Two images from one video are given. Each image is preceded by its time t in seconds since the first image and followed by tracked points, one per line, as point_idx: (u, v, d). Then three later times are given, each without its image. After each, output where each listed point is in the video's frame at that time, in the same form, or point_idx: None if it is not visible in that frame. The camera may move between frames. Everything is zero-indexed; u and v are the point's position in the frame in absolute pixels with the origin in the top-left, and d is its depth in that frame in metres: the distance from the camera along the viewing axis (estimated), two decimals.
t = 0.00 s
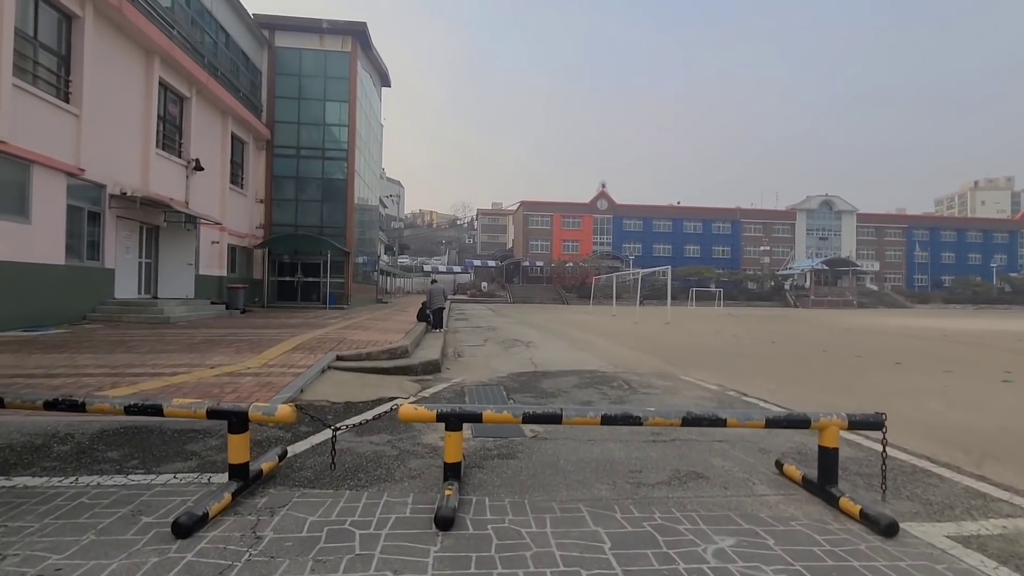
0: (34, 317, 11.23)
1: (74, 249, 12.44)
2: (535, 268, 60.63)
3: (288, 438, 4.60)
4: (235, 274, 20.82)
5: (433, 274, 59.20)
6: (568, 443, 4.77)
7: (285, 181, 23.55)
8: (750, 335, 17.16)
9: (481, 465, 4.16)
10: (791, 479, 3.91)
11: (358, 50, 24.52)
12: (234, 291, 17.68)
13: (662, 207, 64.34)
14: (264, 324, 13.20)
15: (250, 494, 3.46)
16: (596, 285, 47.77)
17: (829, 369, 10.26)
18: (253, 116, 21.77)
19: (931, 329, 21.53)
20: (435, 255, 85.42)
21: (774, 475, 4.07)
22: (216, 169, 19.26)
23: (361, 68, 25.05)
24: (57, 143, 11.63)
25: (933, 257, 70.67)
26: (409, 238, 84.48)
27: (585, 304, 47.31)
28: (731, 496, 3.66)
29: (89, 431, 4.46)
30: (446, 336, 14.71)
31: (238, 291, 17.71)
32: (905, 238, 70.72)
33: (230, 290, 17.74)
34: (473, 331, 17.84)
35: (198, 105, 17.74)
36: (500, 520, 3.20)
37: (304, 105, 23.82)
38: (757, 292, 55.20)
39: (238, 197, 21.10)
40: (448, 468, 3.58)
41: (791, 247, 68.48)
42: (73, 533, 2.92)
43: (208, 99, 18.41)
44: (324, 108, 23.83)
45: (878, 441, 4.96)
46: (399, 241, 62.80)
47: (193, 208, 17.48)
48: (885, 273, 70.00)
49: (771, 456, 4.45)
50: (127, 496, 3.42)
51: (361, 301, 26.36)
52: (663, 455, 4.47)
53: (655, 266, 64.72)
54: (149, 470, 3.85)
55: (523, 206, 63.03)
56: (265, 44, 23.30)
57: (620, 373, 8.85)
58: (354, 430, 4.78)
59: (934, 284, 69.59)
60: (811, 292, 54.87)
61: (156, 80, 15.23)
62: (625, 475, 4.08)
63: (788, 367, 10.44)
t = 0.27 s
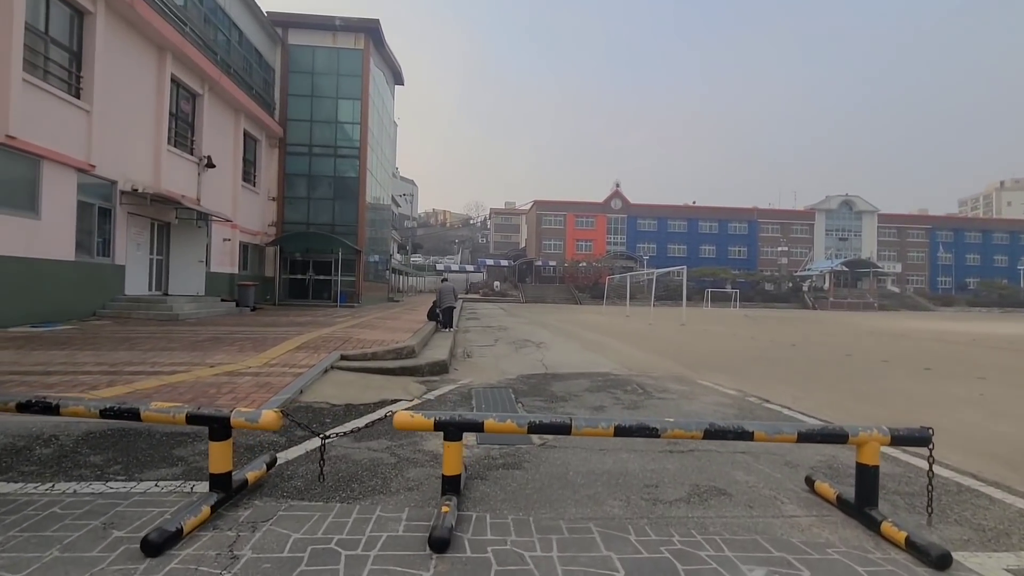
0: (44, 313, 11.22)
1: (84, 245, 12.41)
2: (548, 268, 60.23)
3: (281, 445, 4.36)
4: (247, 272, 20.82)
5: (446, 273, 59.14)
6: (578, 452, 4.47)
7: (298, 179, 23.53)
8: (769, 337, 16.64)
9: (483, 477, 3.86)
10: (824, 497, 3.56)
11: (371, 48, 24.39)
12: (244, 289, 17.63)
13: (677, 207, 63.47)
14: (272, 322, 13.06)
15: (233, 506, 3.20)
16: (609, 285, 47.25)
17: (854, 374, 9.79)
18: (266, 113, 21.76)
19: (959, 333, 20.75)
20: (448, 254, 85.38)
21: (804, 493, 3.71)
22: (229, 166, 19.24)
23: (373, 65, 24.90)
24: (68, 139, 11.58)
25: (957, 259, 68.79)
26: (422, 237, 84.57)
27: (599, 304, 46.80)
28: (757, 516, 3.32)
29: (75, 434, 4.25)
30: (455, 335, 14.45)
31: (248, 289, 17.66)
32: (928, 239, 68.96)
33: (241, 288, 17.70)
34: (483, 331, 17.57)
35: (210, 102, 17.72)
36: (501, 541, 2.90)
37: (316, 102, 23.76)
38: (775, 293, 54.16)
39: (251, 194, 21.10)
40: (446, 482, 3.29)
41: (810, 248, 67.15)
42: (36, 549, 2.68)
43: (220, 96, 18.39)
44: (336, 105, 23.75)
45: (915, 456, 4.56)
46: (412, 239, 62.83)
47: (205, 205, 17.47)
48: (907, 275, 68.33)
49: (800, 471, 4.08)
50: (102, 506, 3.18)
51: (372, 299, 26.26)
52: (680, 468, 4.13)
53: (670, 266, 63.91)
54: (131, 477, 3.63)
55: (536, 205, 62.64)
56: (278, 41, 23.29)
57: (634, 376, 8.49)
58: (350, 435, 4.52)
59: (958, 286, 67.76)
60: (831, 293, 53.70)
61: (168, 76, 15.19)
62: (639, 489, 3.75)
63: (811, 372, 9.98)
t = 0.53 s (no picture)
0: (39, 314, 11.04)
1: (79, 244, 12.21)
2: (551, 268, 59.94)
3: (264, 457, 4.09)
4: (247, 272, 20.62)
5: (449, 273, 58.96)
6: (582, 465, 4.18)
7: (299, 178, 23.33)
8: (776, 338, 16.30)
9: (480, 493, 3.59)
10: (850, 518, 3.26)
11: (372, 46, 24.17)
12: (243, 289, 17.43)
13: (681, 206, 63.05)
14: (269, 323, 12.81)
15: (204, 528, 2.94)
16: (613, 285, 46.91)
17: (867, 378, 9.45)
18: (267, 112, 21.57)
19: (970, 334, 20.33)
20: (451, 254, 85.13)
21: (827, 512, 3.42)
22: (228, 165, 19.05)
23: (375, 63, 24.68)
24: (62, 137, 11.38)
25: (966, 259, 68.08)
26: (425, 237, 84.38)
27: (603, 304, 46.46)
28: (778, 541, 3.02)
29: (45, 445, 3.99)
30: (456, 337, 14.18)
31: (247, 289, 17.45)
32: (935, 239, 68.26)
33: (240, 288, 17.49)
34: (485, 332, 17.29)
35: (209, 100, 17.53)
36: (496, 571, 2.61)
37: (317, 101, 23.55)
38: (780, 294, 53.65)
39: (251, 194, 20.91)
40: (436, 502, 3.01)
41: (816, 248, 66.56)
42: None
43: (220, 94, 18.20)
44: (337, 104, 23.54)
45: (944, 470, 4.25)
46: (416, 239, 62.67)
47: (204, 205, 17.27)
48: (914, 275, 67.67)
49: (821, 487, 3.78)
50: (62, 527, 2.91)
51: (374, 300, 26.03)
52: (692, 484, 3.83)
53: (674, 267, 63.47)
54: (99, 493, 3.36)
55: (539, 205, 62.31)
56: (279, 40, 23.10)
57: (639, 379, 8.19)
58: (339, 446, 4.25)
59: (967, 286, 67.04)
60: (837, 294, 53.17)
61: (166, 74, 14.99)
62: (648, 508, 3.46)
63: (822, 375, 9.65)
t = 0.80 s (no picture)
0: (31, 312, 10.84)
1: (74, 242, 12.01)
2: (555, 267, 59.61)
3: (243, 465, 3.83)
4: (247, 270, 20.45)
5: (452, 272, 58.72)
6: (583, 474, 3.91)
7: (299, 176, 23.13)
8: (783, 338, 15.99)
9: (472, 506, 3.33)
10: (876, 537, 2.99)
11: (374, 42, 23.94)
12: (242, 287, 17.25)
13: (685, 206, 62.59)
14: (266, 322, 12.59)
15: (166, 545, 2.67)
16: (617, 285, 46.58)
17: (880, 380, 9.14)
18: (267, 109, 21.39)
19: (980, 335, 19.94)
20: (454, 254, 84.91)
21: (851, 529, 3.14)
22: (228, 163, 18.85)
23: (376, 60, 24.45)
24: (56, 132, 11.18)
25: (973, 259, 67.36)
26: (428, 236, 84.20)
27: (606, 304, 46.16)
28: (799, 563, 2.74)
29: (10, 451, 3.75)
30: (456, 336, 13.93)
31: (246, 287, 17.27)
32: (943, 238, 67.61)
33: (239, 286, 17.30)
34: (486, 331, 17.04)
35: (209, 97, 17.33)
36: None
37: (318, 98, 23.35)
38: (786, 294, 53.19)
39: (252, 191, 20.73)
40: (421, 519, 2.74)
41: (822, 247, 65.98)
42: None
43: (220, 91, 18.00)
44: (338, 101, 23.32)
45: (974, 482, 3.95)
46: (418, 238, 62.46)
47: (204, 202, 17.09)
48: (921, 275, 67.03)
49: (844, 503, 3.49)
50: (11, 545, 2.65)
51: (375, 298, 25.83)
52: (701, 496, 3.55)
53: (678, 266, 63.04)
54: (59, 504, 3.11)
55: (543, 204, 61.99)
56: (280, 36, 22.91)
57: (643, 381, 7.92)
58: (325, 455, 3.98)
59: (975, 287, 66.40)
60: (844, 294, 52.64)
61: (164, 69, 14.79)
62: (653, 522, 3.19)
63: (832, 377, 9.34)
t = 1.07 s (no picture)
0: (35, 308, 10.77)
1: (81, 238, 11.95)
2: (566, 268, 59.23)
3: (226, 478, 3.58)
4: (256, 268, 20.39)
5: (463, 272, 58.61)
6: (590, 495, 3.59)
7: (310, 174, 23.06)
8: (801, 345, 15.48)
9: (468, 530, 3.03)
10: None
11: (386, 40, 23.80)
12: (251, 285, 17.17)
13: (700, 207, 61.80)
14: (272, 321, 12.44)
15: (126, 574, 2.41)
16: (629, 287, 46.06)
17: (907, 391, 8.67)
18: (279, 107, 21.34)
19: (1008, 343, 19.21)
20: (465, 254, 84.85)
21: (891, 568, 2.79)
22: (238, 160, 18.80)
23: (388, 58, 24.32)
24: (63, 127, 11.12)
25: (997, 264, 65.69)
26: (439, 236, 84.27)
27: (618, 306, 45.64)
28: None
29: None
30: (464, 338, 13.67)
31: (254, 286, 17.18)
32: (965, 243, 65.97)
33: (247, 284, 17.21)
34: (496, 333, 16.76)
35: (219, 93, 17.27)
36: None
37: (330, 96, 23.26)
38: (802, 297, 52.22)
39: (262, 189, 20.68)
40: (408, 551, 2.44)
41: (839, 251, 64.76)
42: None
43: (230, 88, 17.95)
44: (350, 99, 23.21)
45: None
46: (430, 238, 62.46)
47: (213, 199, 17.04)
48: (942, 281, 65.47)
49: (882, 536, 3.14)
50: None
51: (385, 298, 25.68)
52: (721, 524, 3.23)
53: (692, 269, 62.26)
54: (20, 521, 2.86)
55: (555, 205, 61.63)
56: (292, 34, 22.86)
57: (656, 389, 7.58)
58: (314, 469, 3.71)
59: (998, 293, 64.69)
60: (861, 299, 51.57)
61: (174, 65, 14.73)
62: (668, 554, 2.87)
63: (855, 387, 8.89)
